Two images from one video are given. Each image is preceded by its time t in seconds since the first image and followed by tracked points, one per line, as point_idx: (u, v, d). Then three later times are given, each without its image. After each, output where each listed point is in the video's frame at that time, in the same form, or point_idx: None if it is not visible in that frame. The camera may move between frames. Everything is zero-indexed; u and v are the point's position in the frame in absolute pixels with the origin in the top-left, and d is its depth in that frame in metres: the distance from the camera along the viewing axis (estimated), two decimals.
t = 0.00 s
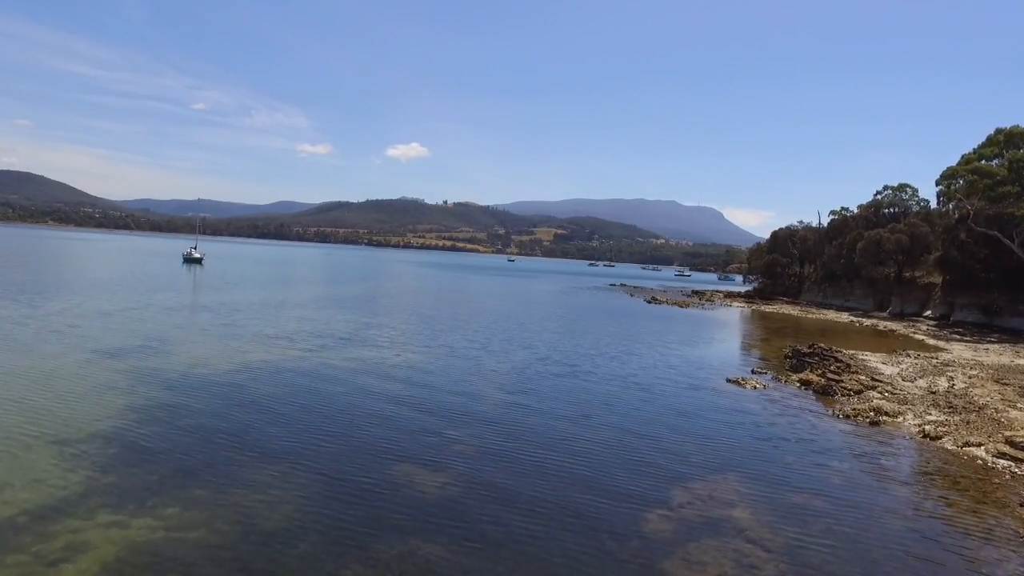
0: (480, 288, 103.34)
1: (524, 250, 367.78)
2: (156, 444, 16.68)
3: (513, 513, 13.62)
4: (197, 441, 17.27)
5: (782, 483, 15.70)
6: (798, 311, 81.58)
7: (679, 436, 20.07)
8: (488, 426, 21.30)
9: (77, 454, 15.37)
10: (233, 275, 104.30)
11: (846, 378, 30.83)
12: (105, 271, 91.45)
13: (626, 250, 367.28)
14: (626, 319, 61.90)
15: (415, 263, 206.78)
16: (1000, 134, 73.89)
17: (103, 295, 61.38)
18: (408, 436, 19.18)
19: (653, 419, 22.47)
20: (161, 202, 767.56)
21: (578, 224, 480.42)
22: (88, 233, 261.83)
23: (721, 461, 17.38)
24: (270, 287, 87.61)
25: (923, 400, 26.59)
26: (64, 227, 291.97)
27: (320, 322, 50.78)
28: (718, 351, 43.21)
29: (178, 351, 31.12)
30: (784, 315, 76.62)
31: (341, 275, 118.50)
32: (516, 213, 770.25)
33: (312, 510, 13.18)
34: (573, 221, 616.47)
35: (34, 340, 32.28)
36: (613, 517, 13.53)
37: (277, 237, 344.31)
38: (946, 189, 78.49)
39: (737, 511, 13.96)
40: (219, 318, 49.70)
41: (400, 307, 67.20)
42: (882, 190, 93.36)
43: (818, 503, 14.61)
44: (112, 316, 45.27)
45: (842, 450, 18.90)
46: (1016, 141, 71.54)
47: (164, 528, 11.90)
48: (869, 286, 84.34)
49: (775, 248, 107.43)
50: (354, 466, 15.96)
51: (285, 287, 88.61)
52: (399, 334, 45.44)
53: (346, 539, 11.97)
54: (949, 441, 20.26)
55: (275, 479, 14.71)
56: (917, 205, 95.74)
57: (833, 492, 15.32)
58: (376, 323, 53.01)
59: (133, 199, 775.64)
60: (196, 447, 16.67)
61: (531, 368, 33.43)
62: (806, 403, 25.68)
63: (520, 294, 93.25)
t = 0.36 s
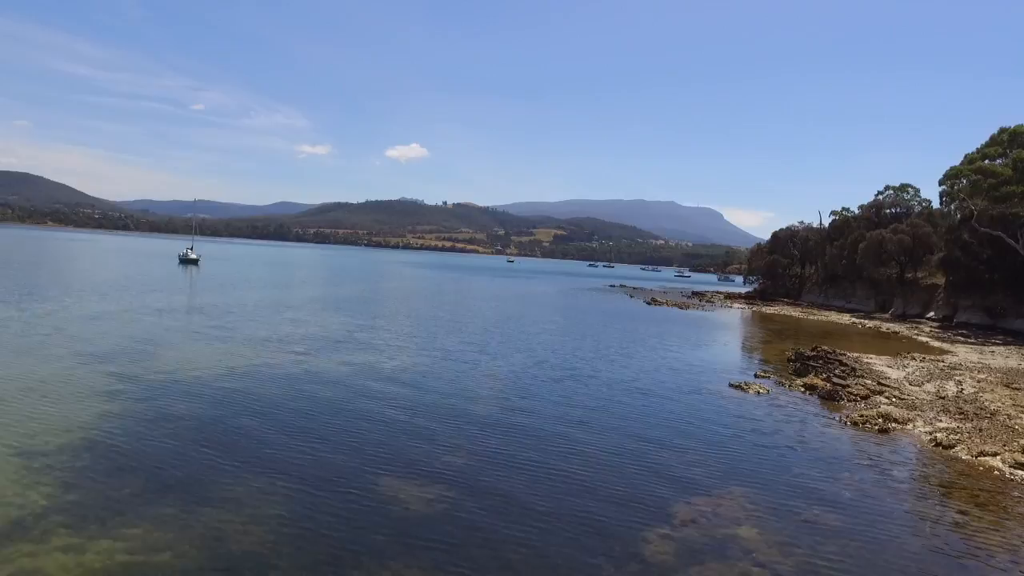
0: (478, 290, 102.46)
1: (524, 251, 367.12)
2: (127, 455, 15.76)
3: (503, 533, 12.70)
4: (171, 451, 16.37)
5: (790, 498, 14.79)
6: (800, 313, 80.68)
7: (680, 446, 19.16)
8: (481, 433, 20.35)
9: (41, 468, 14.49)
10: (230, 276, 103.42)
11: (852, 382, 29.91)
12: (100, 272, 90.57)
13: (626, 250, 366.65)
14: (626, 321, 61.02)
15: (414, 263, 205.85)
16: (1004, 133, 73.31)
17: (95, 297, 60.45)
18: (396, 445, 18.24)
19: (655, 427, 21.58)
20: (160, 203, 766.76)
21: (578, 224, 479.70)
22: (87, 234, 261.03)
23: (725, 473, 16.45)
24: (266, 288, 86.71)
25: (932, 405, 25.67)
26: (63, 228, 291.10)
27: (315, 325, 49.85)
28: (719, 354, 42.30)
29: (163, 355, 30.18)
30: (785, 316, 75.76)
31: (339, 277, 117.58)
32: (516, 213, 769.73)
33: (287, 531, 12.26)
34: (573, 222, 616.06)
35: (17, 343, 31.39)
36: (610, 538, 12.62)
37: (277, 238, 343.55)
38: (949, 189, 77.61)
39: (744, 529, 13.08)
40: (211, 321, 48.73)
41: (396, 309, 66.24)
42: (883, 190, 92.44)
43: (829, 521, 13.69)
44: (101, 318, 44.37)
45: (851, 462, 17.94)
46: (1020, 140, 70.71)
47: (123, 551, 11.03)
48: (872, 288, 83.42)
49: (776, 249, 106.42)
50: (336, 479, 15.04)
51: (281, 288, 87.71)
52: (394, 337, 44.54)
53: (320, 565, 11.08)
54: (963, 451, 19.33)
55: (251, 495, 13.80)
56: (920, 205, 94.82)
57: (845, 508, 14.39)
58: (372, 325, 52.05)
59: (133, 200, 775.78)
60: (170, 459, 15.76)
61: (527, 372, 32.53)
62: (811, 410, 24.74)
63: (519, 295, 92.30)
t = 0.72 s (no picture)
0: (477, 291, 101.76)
1: (523, 251, 366.71)
2: (102, 464, 15.10)
3: (493, 550, 12.04)
4: (150, 458, 15.78)
5: (794, 512, 14.14)
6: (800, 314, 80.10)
7: (679, 452, 18.56)
8: (474, 439, 19.73)
9: (11, 479, 13.90)
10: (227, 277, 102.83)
11: (854, 386, 29.31)
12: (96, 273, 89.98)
13: (625, 251, 366.29)
14: (625, 322, 60.45)
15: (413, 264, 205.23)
16: (1006, 133, 72.80)
17: (89, 298, 59.85)
18: (385, 451, 17.58)
19: (653, 433, 20.97)
20: (159, 203, 765.75)
21: (578, 225, 479.30)
22: (86, 235, 260.25)
23: (726, 483, 15.79)
24: (263, 288, 86.10)
25: (937, 410, 25.06)
26: (62, 228, 290.42)
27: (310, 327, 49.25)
28: (719, 356, 41.72)
29: (152, 358, 29.57)
30: (785, 318, 75.20)
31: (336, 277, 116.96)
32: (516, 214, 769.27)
33: (264, 548, 11.60)
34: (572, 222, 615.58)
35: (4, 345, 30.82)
36: (605, 554, 11.96)
37: (276, 238, 343.00)
38: (950, 189, 77.05)
39: (745, 543, 12.49)
40: (204, 322, 48.12)
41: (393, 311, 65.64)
42: (884, 191, 91.86)
43: (836, 536, 13.04)
44: (92, 320, 43.78)
45: (857, 469, 17.35)
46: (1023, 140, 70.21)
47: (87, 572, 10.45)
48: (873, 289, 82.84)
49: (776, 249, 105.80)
50: (320, 489, 14.38)
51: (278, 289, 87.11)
52: (390, 339, 43.94)
53: None
54: (971, 458, 18.73)
55: (229, 509, 13.14)
56: (921, 205, 94.26)
57: (851, 520, 13.78)
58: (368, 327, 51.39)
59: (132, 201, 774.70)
60: (148, 467, 15.16)
61: (523, 375, 31.91)
62: (814, 415, 24.08)
63: (518, 297, 91.69)
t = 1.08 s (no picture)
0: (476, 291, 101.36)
1: (523, 252, 366.45)
2: (88, 468, 14.79)
3: (482, 557, 11.69)
4: (138, 461, 15.48)
5: (795, 516, 13.84)
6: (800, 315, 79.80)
7: (678, 455, 18.24)
8: (469, 441, 19.41)
9: None
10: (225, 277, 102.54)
11: (855, 387, 28.99)
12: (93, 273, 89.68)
13: (625, 252, 366.03)
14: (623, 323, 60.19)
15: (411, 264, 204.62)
16: (1006, 133, 72.56)
17: (85, 298, 59.58)
18: (377, 452, 17.25)
19: (651, 435, 20.64)
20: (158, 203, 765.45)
21: (577, 225, 479.18)
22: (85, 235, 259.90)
23: (725, 487, 15.50)
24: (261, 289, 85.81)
25: (938, 412, 24.75)
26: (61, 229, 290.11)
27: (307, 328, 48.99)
28: (718, 357, 41.40)
29: (145, 358, 29.28)
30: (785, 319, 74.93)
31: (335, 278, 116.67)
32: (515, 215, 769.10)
33: (249, 554, 11.31)
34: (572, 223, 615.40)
35: None
36: (598, 562, 11.64)
37: (275, 239, 342.71)
38: (950, 189, 76.75)
39: (743, 549, 12.21)
40: (200, 323, 47.74)
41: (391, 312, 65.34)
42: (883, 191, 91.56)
43: (836, 541, 12.73)
44: (87, 320, 43.51)
45: (858, 473, 17.05)
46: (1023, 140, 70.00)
47: None
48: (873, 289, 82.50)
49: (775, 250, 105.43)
50: (309, 492, 14.08)
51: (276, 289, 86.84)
52: (387, 339, 43.66)
53: None
54: (974, 461, 18.42)
55: (215, 513, 12.84)
56: (921, 206, 93.94)
57: (852, 525, 13.50)
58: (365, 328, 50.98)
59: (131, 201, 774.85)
60: (137, 470, 14.87)
61: (520, 376, 31.61)
62: (813, 417, 23.78)
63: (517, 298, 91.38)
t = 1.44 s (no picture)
0: (475, 292, 101.25)
1: (522, 252, 366.62)
2: (77, 471, 14.68)
3: (474, 563, 11.61)
4: (131, 462, 15.42)
5: (789, 520, 13.77)
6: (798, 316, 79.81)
7: (675, 458, 18.19)
8: (466, 443, 19.36)
9: None
10: (223, 278, 102.50)
11: (852, 389, 28.92)
12: (91, 274, 89.65)
13: (623, 252, 366.22)
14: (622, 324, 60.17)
15: (410, 266, 204.32)
16: (1005, 134, 72.56)
17: (83, 299, 59.55)
18: (369, 454, 17.16)
19: (648, 437, 20.57)
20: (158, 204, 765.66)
21: (577, 225, 479.39)
22: (84, 236, 259.90)
23: (720, 490, 15.44)
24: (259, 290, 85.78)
25: (936, 414, 24.68)
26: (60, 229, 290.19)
27: (304, 329, 48.95)
28: (716, 358, 41.36)
29: (142, 359, 29.26)
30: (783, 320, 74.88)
31: (333, 278, 116.68)
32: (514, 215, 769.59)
33: (241, 559, 11.25)
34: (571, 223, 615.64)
35: None
36: (590, 568, 11.57)
37: (274, 240, 342.78)
38: (949, 190, 76.70)
39: (738, 553, 12.16)
40: (198, 323, 47.57)
41: (390, 313, 65.25)
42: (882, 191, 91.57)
43: (831, 545, 12.70)
44: (85, 321, 43.47)
45: (854, 476, 16.97)
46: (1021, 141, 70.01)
47: None
48: (871, 290, 82.45)
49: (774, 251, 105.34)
50: (300, 495, 13.99)
51: (275, 290, 86.82)
52: (384, 341, 43.59)
53: None
54: (970, 464, 18.36)
55: (205, 517, 12.76)
56: (919, 207, 93.91)
57: (848, 529, 13.42)
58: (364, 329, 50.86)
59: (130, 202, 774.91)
60: (128, 472, 14.78)
61: (516, 378, 31.56)
62: (810, 419, 23.72)
63: (515, 299, 91.40)
